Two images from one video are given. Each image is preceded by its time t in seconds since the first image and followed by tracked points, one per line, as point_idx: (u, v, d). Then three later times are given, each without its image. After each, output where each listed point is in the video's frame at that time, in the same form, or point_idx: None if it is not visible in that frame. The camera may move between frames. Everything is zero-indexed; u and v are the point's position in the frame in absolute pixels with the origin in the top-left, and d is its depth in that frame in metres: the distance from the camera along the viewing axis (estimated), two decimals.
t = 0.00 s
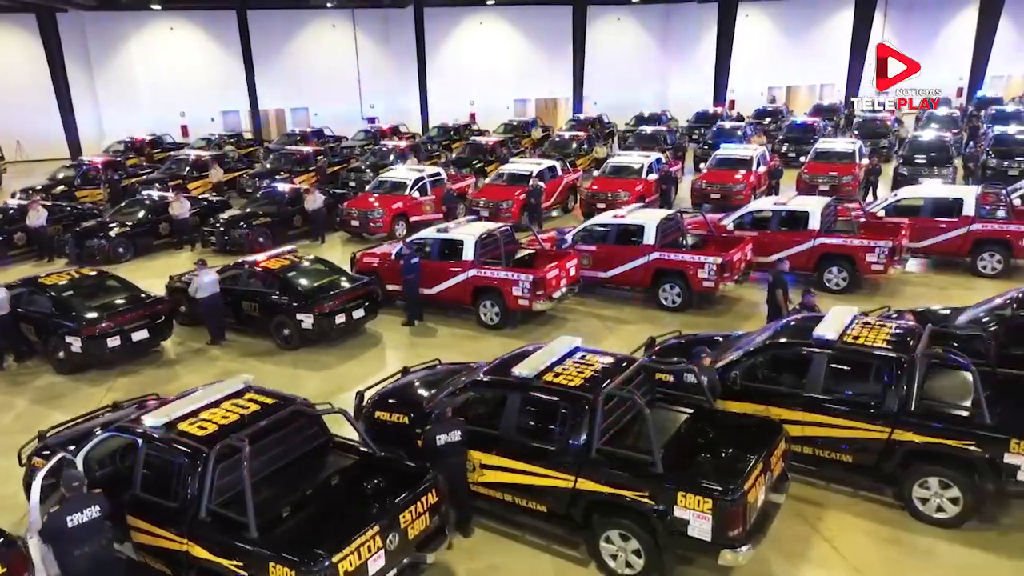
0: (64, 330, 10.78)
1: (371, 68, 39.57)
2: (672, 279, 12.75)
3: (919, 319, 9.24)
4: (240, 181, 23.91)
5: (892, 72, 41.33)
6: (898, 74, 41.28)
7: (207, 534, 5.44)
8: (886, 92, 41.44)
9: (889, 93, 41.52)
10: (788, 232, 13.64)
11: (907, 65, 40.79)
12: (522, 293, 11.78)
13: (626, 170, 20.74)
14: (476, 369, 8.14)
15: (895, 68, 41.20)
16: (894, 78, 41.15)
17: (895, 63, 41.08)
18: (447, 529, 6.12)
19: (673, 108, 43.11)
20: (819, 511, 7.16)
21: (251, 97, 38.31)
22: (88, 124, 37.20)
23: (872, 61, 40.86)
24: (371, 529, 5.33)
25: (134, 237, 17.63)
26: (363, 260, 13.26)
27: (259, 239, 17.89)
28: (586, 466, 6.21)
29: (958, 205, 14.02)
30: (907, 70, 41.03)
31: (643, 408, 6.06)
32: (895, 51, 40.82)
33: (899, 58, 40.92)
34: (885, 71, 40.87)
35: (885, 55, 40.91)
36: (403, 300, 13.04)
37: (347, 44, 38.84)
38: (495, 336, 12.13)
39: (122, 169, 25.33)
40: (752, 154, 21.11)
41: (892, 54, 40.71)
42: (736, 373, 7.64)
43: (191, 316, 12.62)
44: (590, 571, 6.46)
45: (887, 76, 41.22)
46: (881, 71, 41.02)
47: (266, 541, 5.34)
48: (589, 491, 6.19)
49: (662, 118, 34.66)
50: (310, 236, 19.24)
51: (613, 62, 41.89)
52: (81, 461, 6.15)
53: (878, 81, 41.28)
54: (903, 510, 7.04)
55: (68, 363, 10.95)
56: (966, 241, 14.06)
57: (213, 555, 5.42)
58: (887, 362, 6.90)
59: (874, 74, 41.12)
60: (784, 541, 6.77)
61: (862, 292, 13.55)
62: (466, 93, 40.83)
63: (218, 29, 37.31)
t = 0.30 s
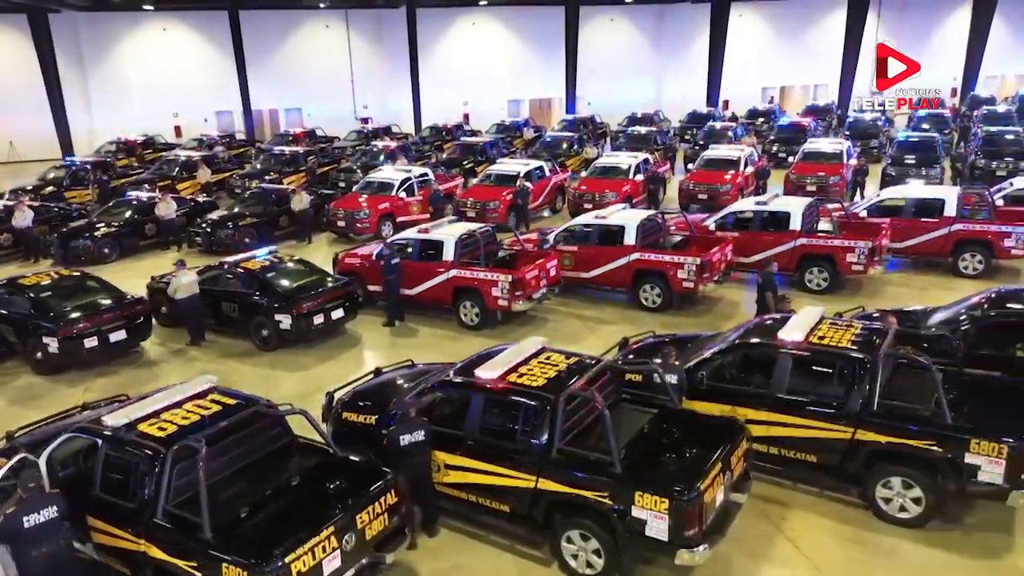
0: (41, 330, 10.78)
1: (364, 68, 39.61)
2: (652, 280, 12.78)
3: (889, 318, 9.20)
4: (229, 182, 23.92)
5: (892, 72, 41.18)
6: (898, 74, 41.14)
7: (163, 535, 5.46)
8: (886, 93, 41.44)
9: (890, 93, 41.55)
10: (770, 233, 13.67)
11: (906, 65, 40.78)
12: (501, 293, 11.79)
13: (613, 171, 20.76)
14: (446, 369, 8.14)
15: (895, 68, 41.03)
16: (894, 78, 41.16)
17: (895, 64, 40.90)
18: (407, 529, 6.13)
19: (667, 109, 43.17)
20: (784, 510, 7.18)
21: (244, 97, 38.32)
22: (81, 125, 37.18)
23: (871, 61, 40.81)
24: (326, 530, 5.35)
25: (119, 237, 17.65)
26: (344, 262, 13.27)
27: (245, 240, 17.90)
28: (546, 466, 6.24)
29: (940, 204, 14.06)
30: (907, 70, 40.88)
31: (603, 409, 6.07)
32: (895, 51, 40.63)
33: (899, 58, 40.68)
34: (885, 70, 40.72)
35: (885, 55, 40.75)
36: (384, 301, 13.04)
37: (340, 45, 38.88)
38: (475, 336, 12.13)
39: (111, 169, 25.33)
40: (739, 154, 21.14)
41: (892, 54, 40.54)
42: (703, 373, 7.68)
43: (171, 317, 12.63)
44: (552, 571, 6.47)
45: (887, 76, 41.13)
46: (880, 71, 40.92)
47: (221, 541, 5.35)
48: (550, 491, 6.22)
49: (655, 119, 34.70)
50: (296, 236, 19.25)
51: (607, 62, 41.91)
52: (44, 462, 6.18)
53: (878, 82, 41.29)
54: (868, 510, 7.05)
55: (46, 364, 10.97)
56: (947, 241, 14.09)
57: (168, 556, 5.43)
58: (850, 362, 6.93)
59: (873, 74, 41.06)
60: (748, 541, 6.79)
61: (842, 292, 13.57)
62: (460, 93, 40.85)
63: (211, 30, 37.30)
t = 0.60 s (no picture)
0: (17, 331, 10.79)
1: (357, 69, 39.61)
2: (631, 280, 12.80)
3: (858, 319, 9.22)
4: (217, 182, 23.92)
5: (892, 72, 41.06)
6: (898, 75, 41.10)
7: (115, 536, 5.48)
8: (885, 93, 41.43)
9: (888, 93, 41.42)
10: (749, 233, 13.70)
11: (907, 65, 40.78)
12: (478, 294, 11.79)
13: (600, 172, 20.77)
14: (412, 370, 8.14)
15: (895, 68, 40.96)
16: (894, 78, 41.12)
17: (895, 64, 40.89)
18: (363, 529, 6.14)
19: (660, 109, 43.22)
20: (746, 510, 7.20)
21: (236, 98, 38.29)
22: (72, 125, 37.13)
23: (871, 62, 40.80)
24: (276, 531, 5.36)
25: (104, 238, 17.65)
26: (324, 262, 13.29)
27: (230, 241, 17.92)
28: (504, 466, 6.25)
29: (919, 205, 14.08)
30: (907, 70, 40.90)
31: (559, 409, 6.09)
32: (894, 52, 40.65)
33: (899, 58, 40.66)
34: (884, 71, 40.67)
35: (885, 55, 40.81)
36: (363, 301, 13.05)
37: (332, 46, 38.87)
38: (452, 337, 12.13)
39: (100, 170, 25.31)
40: (726, 155, 21.17)
41: (892, 54, 40.56)
42: (667, 373, 7.68)
43: (150, 318, 12.64)
44: (511, 571, 6.48)
45: (886, 76, 41.06)
46: (880, 71, 40.87)
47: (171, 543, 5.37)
48: (507, 491, 6.23)
49: (647, 119, 34.72)
50: (281, 237, 19.25)
51: (600, 62, 41.91)
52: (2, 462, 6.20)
53: (877, 82, 41.21)
54: (828, 510, 7.07)
55: (21, 364, 10.98)
56: (926, 242, 14.10)
57: (121, 557, 5.45)
58: (810, 361, 6.97)
59: (873, 75, 41.05)
60: (708, 541, 6.81)
61: (822, 292, 13.58)
62: (453, 94, 40.87)
63: (203, 30, 37.28)
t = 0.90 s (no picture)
0: None
1: (349, 69, 39.66)
2: (608, 281, 12.83)
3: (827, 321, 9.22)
4: (204, 182, 23.93)
5: (892, 71, 41.63)
6: (898, 74, 41.48)
7: (63, 537, 5.49)
8: (886, 93, 42.07)
9: (890, 93, 42.11)
10: (727, 234, 13.73)
11: (907, 65, 41.05)
12: (454, 294, 11.78)
13: (585, 172, 20.77)
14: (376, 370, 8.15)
15: (895, 68, 41.41)
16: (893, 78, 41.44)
17: (895, 63, 41.26)
18: (315, 530, 6.14)
19: (653, 109, 43.30)
20: (705, 511, 7.22)
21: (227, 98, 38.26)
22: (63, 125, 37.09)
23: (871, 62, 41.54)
24: (222, 532, 5.37)
25: (86, 239, 17.66)
26: (302, 262, 13.29)
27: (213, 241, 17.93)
28: (457, 466, 6.26)
29: (898, 206, 14.10)
30: (907, 70, 41.16)
31: (511, 410, 6.11)
32: (894, 51, 40.96)
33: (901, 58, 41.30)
34: (884, 70, 41.20)
35: (885, 55, 41.20)
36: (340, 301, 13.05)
37: (324, 46, 38.88)
38: (428, 338, 12.13)
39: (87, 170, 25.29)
40: (711, 156, 21.20)
41: (892, 53, 40.93)
42: (630, 374, 7.72)
43: (126, 319, 12.65)
44: (467, 571, 6.49)
45: (886, 76, 41.65)
46: (880, 71, 41.41)
47: (117, 544, 5.39)
48: (461, 491, 6.24)
49: (638, 120, 34.77)
50: (266, 237, 19.28)
51: (593, 62, 41.96)
52: None
53: (878, 82, 41.83)
54: (786, 510, 7.10)
55: None
56: (905, 243, 14.10)
57: (68, 558, 5.47)
58: (767, 362, 7.01)
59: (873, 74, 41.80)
60: (665, 541, 6.83)
61: (799, 293, 13.60)
62: (446, 94, 40.88)
63: (194, 31, 37.25)
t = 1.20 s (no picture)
0: None
1: (340, 70, 39.67)
2: (584, 282, 12.84)
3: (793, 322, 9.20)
4: (190, 183, 23.92)
5: (892, 72, 41.70)
6: (898, 75, 41.43)
7: (6, 538, 5.48)
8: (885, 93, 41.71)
9: (890, 93, 42.01)
10: (703, 235, 13.75)
11: (907, 65, 41.18)
12: (427, 295, 11.77)
13: (569, 173, 20.77)
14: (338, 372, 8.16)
15: (895, 68, 41.51)
16: (894, 78, 41.68)
17: (895, 64, 41.29)
18: (265, 532, 6.15)
19: (646, 110, 43.34)
20: (662, 512, 7.24)
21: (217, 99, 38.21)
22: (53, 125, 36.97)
23: (871, 61, 41.58)
24: (165, 534, 5.38)
25: (68, 240, 17.67)
26: (279, 264, 13.29)
27: (195, 242, 17.94)
28: (408, 468, 6.26)
29: (874, 206, 14.14)
30: (907, 70, 41.19)
31: (460, 411, 6.13)
32: (894, 51, 41.00)
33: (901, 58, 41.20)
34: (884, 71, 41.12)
35: (885, 55, 41.21)
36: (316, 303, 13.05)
37: (315, 47, 38.89)
38: (401, 339, 12.15)
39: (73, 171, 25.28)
40: (696, 156, 21.24)
41: (892, 54, 41.07)
42: (590, 375, 7.76)
43: (101, 320, 12.66)
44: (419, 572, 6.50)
45: (887, 76, 41.75)
46: (880, 71, 41.46)
47: (60, 545, 5.39)
48: (411, 493, 6.25)
49: (628, 120, 34.82)
50: (249, 238, 19.28)
51: (583, 63, 42.00)
52: None
53: (878, 82, 41.85)
54: (741, 510, 7.12)
55: None
56: (882, 243, 14.12)
57: (11, 559, 5.45)
58: (723, 362, 7.06)
59: (874, 74, 41.84)
60: (619, 542, 6.85)
61: (775, 293, 13.64)
62: (437, 94, 40.87)
63: (184, 31, 37.30)
